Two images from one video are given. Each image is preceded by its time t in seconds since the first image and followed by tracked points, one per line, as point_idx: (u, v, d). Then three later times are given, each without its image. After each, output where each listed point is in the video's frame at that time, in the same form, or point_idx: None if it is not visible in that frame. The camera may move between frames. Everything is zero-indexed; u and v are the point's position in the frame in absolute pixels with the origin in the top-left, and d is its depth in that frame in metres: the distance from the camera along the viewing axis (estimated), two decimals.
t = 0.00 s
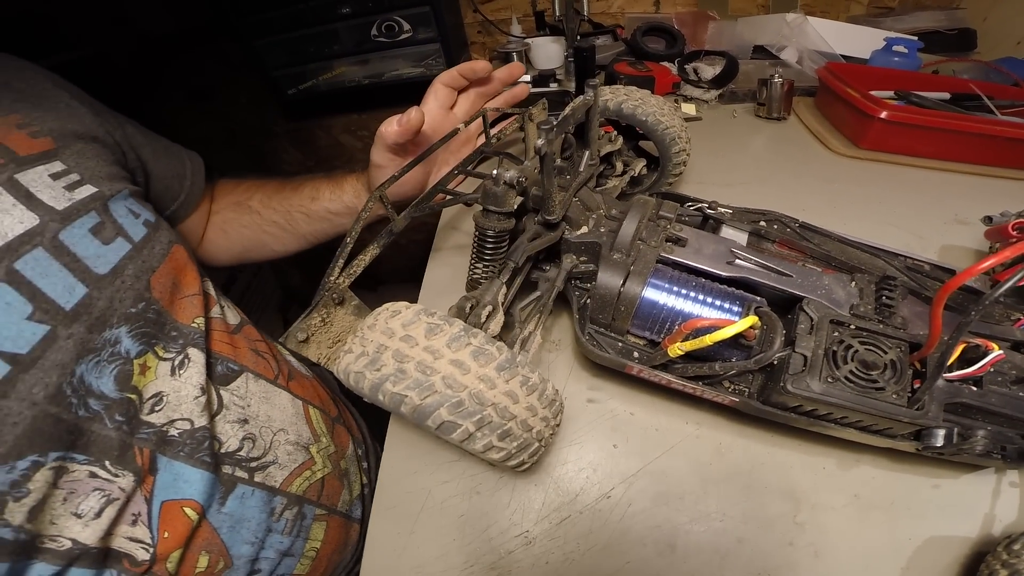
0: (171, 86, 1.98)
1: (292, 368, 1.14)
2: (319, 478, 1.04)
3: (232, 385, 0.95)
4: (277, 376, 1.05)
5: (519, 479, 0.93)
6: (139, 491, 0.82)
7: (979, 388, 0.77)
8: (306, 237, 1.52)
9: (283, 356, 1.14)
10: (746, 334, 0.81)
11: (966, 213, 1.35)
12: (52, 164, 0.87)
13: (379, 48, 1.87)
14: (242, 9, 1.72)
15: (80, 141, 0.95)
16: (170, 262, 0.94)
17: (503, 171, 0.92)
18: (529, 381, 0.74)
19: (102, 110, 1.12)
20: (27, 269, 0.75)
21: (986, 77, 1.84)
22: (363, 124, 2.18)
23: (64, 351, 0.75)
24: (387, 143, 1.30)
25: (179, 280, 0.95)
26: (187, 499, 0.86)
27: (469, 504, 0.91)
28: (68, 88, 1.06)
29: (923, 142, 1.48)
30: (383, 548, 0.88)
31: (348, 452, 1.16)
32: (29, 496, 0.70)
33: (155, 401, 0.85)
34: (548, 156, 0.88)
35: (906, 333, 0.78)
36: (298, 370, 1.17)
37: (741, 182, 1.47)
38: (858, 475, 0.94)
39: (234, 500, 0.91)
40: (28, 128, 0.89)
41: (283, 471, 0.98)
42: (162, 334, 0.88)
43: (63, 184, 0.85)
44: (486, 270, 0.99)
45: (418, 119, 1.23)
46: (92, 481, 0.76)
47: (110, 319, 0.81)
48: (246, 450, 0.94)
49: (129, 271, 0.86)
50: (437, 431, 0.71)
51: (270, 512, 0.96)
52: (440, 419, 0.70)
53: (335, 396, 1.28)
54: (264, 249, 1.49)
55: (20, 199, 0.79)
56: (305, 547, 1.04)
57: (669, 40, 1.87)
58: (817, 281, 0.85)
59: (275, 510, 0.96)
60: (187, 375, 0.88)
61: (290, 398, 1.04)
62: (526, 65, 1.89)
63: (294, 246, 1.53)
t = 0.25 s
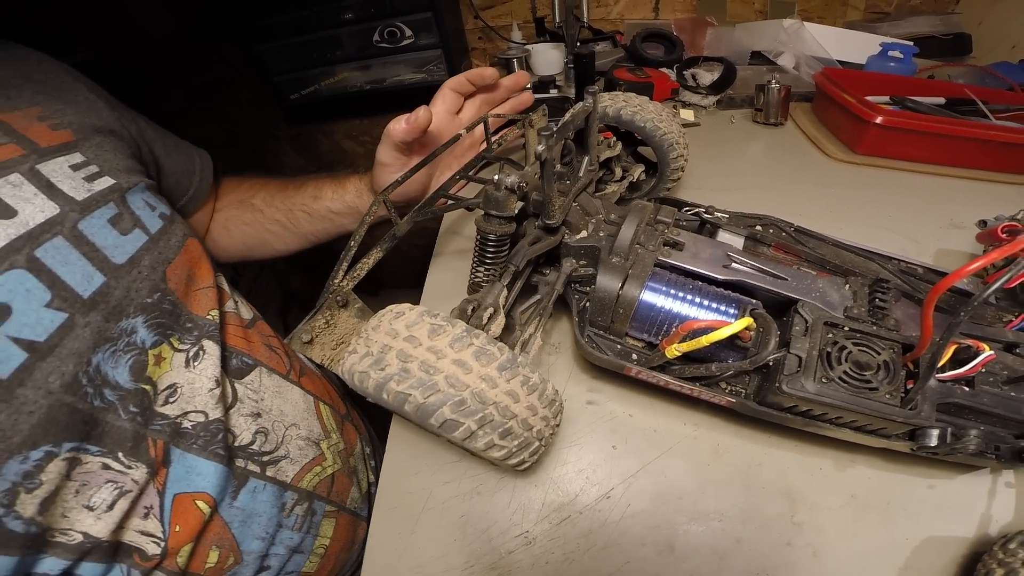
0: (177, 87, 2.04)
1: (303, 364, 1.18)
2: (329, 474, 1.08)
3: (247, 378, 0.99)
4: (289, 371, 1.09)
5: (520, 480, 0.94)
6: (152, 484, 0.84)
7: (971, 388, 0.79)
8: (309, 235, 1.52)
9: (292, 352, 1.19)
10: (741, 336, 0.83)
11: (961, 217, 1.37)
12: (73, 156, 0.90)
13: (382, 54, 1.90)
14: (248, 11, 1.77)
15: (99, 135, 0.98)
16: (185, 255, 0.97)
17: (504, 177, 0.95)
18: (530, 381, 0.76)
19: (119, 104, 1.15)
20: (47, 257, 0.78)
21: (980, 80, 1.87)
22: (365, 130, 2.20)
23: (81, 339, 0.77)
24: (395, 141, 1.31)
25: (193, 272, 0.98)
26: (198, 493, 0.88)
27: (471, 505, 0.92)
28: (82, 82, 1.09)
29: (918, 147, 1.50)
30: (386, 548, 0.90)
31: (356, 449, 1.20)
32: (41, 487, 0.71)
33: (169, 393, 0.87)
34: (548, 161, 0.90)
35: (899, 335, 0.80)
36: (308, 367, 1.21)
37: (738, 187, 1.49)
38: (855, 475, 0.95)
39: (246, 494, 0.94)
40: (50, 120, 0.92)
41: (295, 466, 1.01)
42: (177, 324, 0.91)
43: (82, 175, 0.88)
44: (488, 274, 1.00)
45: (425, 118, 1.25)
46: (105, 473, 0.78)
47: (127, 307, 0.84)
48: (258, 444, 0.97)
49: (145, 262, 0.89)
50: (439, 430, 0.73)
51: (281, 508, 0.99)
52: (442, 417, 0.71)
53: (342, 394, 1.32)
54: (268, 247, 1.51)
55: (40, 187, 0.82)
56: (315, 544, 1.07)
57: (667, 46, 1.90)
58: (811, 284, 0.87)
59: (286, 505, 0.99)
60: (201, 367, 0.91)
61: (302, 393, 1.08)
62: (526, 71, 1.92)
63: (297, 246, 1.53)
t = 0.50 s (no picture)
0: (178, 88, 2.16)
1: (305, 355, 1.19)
2: (334, 468, 1.10)
3: (247, 369, 0.99)
4: (290, 362, 1.10)
5: (520, 480, 0.95)
6: (143, 478, 0.83)
7: (968, 389, 0.79)
8: (308, 239, 1.55)
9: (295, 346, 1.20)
10: (741, 336, 0.83)
11: (959, 219, 1.38)
12: (58, 145, 0.89)
13: (384, 57, 1.91)
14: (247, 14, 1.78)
15: (88, 126, 0.97)
16: (178, 243, 0.96)
17: (505, 179, 0.96)
18: (531, 381, 0.77)
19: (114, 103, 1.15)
20: (27, 242, 0.76)
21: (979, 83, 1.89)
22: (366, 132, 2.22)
23: (60, 326, 0.75)
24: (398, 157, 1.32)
25: (187, 260, 0.96)
26: (193, 488, 0.87)
27: (472, 505, 0.93)
28: (73, 77, 1.09)
29: (916, 149, 1.51)
30: (388, 548, 0.90)
31: (360, 443, 1.23)
32: (15, 482, 0.69)
33: (160, 382, 0.85)
34: (549, 164, 0.91)
35: (897, 336, 0.81)
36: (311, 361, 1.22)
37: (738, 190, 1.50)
38: (853, 475, 0.96)
39: (247, 489, 0.94)
40: (35, 113, 0.92)
41: (298, 460, 1.02)
42: (169, 310, 0.89)
43: (68, 163, 0.87)
44: (489, 276, 1.01)
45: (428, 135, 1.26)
46: (88, 467, 0.76)
47: (112, 294, 0.82)
48: (259, 437, 0.97)
49: (133, 247, 0.87)
50: (441, 429, 0.74)
51: (285, 503, 0.99)
52: (445, 416, 0.72)
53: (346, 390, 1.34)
54: (269, 246, 1.53)
55: (21, 174, 0.80)
56: (320, 540, 1.08)
57: (668, 49, 1.91)
58: (809, 286, 0.87)
59: (289, 501, 1.00)
60: (194, 356, 0.89)
61: (302, 384, 1.09)
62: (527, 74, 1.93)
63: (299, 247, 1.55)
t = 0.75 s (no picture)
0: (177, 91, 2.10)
1: (299, 360, 1.12)
2: (325, 474, 1.03)
3: (236, 375, 0.92)
4: (282, 368, 1.02)
5: (520, 480, 0.97)
6: (123, 485, 0.76)
7: (961, 389, 0.81)
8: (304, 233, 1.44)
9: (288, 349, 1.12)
10: (736, 337, 0.85)
11: (953, 223, 1.40)
12: (40, 151, 0.81)
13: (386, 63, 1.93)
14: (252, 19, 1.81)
15: (73, 132, 0.88)
16: (163, 247, 0.86)
17: (508, 183, 0.98)
18: (532, 380, 0.79)
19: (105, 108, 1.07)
20: None
21: (976, 88, 1.90)
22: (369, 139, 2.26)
23: (35, 333, 0.68)
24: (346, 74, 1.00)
25: (174, 265, 0.87)
26: (174, 495, 0.81)
27: (473, 504, 0.94)
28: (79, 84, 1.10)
29: (912, 154, 1.53)
30: (390, 548, 0.91)
31: (356, 450, 1.17)
32: None
33: (142, 390, 0.77)
34: (550, 170, 0.93)
35: (890, 337, 0.82)
36: (305, 365, 1.15)
37: (735, 195, 1.52)
38: (850, 476, 0.97)
39: (233, 496, 0.88)
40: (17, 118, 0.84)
41: (288, 467, 0.96)
42: (151, 316, 0.80)
43: (48, 168, 0.79)
44: (491, 279, 1.04)
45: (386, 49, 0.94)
46: (65, 474, 0.70)
47: (90, 300, 0.74)
48: (247, 444, 0.90)
49: (114, 252, 0.78)
50: (444, 426, 0.75)
51: (274, 510, 0.93)
52: (448, 414, 0.74)
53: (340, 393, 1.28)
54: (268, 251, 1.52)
55: None
56: (312, 548, 1.02)
57: (667, 56, 1.94)
58: (804, 288, 0.89)
59: (279, 508, 0.94)
60: (179, 363, 0.81)
61: (295, 392, 1.03)
62: (529, 81, 1.96)
63: (283, 248, 1.36)
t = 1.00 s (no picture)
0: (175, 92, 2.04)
1: (278, 368, 1.10)
2: (303, 484, 1.02)
3: (207, 387, 0.91)
4: (258, 377, 1.01)
5: (520, 480, 0.97)
6: (89, 498, 0.77)
7: (961, 389, 0.81)
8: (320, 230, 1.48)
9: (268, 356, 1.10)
10: (736, 337, 0.85)
11: (954, 224, 1.40)
12: None
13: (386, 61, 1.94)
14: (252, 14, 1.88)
15: (33, 139, 0.88)
16: (128, 257, 0.85)
17: (507, 183, 0.98)
18: (532, 380, 0.78)
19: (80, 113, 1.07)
20: None
21: (976, 87, 1.90)
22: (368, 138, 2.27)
23: None
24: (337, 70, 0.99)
25: (141, 275, 0.86)
26: (141, 506, 0.81)
27: (472, 504, 0.94)
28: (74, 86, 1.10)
29: (912, 154, 1.53)
30: (389, 548, 0.90)
31: (340, 458, 1.13)
32: None
33: (106, 404, 0.78)
34: (550, 169, 0.93)
35: (890, 337, 0.82)
36: (285, 369, 1.12)
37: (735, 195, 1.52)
38: (850, 476, 0.97)
39: (204, 507, 0.87)
40: None
41: (262, 477, 0.95)
42: (115, 329, 0.80)
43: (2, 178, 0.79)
44: (491, 278, 1.03)
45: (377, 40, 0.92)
46: (29, 488, 0.72)
47: (47, 317, 0.74)
48: (219, 455, 0.89)
49: (72, 266, 0.78)
50: (444, 426, 0.75)
51: (248, 520, 0.92)
52: (448, 414, 0.73)
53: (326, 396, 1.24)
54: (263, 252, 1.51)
55: None
56: (292, 556, 1.01)
57: (667, 56, 1.94)
58: (804, 288, 0.89)
59: (253, 518, 0.93)
60: (145, 376, 0.81)
61: (271, 401, 1.01)
62: (529, 80, 1.96)
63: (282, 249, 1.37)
